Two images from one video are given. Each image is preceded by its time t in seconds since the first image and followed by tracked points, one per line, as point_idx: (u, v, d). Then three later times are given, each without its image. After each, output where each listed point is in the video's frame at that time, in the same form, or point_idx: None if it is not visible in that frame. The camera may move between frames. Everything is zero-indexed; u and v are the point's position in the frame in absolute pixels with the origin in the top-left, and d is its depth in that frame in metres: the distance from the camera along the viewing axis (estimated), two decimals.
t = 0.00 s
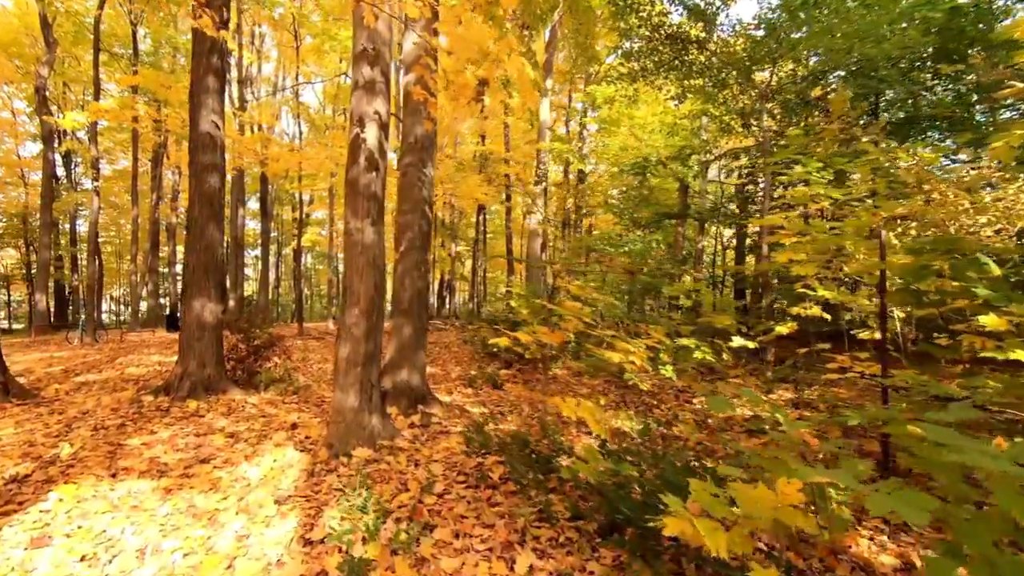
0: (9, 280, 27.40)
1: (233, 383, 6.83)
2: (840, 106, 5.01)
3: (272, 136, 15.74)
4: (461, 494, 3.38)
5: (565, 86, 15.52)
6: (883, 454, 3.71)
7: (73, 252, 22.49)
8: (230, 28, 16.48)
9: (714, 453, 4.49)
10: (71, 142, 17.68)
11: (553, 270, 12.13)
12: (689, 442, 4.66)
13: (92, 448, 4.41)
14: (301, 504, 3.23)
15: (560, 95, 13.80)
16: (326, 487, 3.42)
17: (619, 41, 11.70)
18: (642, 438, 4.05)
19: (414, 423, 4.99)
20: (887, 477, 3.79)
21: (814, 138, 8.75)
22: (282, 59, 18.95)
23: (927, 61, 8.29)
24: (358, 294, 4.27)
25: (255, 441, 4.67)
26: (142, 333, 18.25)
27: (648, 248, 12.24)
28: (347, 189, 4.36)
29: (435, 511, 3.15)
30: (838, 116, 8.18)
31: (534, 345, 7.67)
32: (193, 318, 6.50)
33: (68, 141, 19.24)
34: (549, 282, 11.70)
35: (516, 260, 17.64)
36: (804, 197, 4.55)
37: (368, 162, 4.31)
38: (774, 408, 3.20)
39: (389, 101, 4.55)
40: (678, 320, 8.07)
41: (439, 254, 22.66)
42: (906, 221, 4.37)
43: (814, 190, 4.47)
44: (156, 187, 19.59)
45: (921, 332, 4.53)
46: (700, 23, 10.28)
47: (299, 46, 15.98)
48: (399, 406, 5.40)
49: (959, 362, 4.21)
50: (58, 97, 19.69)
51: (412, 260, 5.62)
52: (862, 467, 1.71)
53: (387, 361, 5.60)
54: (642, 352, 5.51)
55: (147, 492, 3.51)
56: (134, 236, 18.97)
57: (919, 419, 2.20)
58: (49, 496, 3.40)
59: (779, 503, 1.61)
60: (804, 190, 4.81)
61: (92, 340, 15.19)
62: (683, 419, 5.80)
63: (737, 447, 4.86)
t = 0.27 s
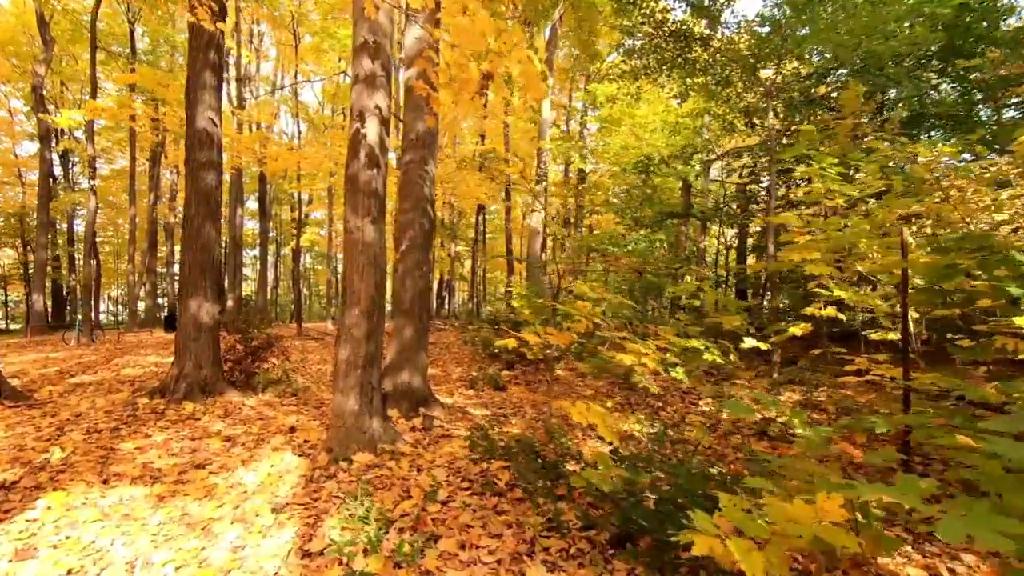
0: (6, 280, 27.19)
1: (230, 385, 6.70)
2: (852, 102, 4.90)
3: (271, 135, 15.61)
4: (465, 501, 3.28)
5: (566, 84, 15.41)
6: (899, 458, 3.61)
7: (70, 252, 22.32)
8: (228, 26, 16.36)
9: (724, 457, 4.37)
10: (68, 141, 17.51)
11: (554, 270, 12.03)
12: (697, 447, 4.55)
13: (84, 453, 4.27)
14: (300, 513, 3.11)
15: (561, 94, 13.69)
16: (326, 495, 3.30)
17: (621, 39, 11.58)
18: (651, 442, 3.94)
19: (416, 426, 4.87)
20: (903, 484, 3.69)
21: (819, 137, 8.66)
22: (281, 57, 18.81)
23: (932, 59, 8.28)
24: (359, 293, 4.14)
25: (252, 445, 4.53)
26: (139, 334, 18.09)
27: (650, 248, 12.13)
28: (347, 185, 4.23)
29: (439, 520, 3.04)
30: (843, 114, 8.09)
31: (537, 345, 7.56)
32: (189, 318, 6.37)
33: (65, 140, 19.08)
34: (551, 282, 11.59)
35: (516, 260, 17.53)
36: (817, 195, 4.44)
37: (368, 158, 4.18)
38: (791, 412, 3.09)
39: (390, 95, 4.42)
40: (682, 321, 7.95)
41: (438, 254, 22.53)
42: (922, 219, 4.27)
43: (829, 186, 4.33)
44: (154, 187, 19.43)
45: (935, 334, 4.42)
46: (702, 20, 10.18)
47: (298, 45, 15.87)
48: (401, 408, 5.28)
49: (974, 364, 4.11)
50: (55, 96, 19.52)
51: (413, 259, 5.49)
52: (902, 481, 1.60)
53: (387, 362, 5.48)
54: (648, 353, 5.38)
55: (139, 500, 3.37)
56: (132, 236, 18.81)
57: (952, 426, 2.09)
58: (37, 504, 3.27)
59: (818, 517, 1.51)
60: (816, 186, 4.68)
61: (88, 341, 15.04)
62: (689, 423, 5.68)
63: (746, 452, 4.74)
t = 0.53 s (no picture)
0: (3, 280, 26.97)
1: (227, 386, 6.56)
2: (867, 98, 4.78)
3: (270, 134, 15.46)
4: (471, 511, 3.15)
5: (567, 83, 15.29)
6: (921, 465, 3.48)
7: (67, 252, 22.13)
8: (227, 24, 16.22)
9: (738, 463, 4.23)
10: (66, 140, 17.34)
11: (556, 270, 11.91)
12: (710, 452, 4.41)
13: (75, 459, 4.12)
14: (299, 524, 2.97)
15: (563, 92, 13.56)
16: (325, 504, 3.17)
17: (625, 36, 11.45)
18: (664, 448, 3.81)
19: (418, 430, 4.73)
20: (925, 492, 3.56)
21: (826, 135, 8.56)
22: (280, 56, 18.66)
23: (939, 56, 8.17)
24: (359, 293, 4.00)
25: (249, 449, 4.39)
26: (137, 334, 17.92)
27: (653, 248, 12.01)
28: (347, 181, 4.09)
29: (444, 532, 2.90)
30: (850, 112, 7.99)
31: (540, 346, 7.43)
32: (185, 319, 6.22)
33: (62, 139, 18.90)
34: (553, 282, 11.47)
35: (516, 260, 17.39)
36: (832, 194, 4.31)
37: (370, 153, 4.04)
38: (812, 418, 2.96)
39: (392, 88, 4.28)
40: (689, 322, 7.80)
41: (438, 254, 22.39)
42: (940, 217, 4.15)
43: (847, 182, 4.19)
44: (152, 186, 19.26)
45: (954, 335, 4.29)
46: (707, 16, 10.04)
47: (297, 43, 15.73)
48: (402, 411, 5.13)
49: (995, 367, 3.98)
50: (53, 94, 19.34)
51: (415, 258, 5.35)
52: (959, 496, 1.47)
53: (389, 364, 5.34)
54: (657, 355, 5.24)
55: (131, 509, 3.23)
56: (129, 236, 18.64)
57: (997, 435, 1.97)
58: (23, 514, 3.12)
59: (871, 540, 1.37)
60: (832, 182, 4.54)
61: (85, 341, 14.86)
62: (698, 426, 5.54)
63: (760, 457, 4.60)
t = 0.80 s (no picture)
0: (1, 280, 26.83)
1: (225, 389, 6.44)
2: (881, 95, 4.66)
3: (269, 133, 15.34)
4: (478, 523, 3.05)
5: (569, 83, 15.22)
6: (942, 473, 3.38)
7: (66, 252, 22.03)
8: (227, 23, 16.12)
9: (751, 470, 4.13)
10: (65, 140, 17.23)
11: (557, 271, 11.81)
12: (720, 458, 4.31)
13: (68, 466, 4.00)
14: (299, 537, 2.86)
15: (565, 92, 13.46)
16: (327, 515, 3.05)
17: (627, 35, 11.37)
18: (675, 455, 3.72)
19: (422, 435, 4.62)
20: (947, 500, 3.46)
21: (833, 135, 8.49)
22: (280, 55, 18.57)
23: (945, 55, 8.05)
24: (361, 295, 3.88)
25: (247, 456, 4.27)
26: (135, 334, 17.78)
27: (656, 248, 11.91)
28: (349, 179, 3.97)
29: (451, 545, 2.80)
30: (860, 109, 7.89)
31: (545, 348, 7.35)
32: (182, 321, 6.10)
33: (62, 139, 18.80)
34: (555, 282, 11.38)
35: (517, 260, 17.30)
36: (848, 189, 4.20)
37: (372, 150, 3.92)
38: (832, 426, 2.86)
39: (395, 84, 4.16)
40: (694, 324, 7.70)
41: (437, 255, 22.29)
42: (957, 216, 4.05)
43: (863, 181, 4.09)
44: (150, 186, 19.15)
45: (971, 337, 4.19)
46: (712, 15, 9.96)
47: (297, 42, 15.61)
48: (405, 416, 5.01)
49: (1013, 372, 3.89)
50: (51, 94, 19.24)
51: (418, 258, 5.23)
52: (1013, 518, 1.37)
53: (391, 367, 5.22)
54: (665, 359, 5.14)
55: (124, 520, 3.12)
56: (128, 235, 18.52)
57: None
58: (12, 525, 3.01)
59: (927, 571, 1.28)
60: (845, 181, 4.44)
61: (83, 342, 14.72)
62: (707, 431, 5.44)
63: (772, 464, 4.50)
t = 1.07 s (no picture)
0: None
1: (225, 392, 6.35)
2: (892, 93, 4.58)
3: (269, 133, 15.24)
4: (487, 531, 2.96)
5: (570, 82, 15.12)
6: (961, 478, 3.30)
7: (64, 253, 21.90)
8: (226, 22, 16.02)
9: (763, 474, 4.04)
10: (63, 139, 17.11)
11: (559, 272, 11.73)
12: (731, 462, 4.24)
13: (63, 471, 3.90)
14: (302, 546, 2.77)
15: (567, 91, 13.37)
16: (330, 523, 2.96)
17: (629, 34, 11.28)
18: (686, 460, 3.64)
19: (425, 438, 4.53)
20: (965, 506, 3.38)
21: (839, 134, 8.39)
22: (279, 55, 18.48)
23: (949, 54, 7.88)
24: (364, 296, 3.79)
25: (247, 460, 4.17)
26: (133, 335, 17.66)
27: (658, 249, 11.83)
28: (352, 178, 3.88)
29: (459, 556, 2.72)
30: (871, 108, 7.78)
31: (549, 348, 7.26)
32: (181, 322, 6.01)
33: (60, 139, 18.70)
34: (556, 283, 11.30)
35: (518, 261, 17.21)
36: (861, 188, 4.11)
37: (376, 148, 3.83)
38: (852, 431, 2.78)
39: (399, 80, 4.07)
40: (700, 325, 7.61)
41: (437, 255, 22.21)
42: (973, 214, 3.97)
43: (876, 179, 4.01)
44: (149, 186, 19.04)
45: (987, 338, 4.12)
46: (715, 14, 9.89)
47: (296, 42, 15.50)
48: (408, 419, 4.93)
49: None
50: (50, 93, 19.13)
51: (420, 258, 5.14)
52: None
53: (393, 369, 5.14)
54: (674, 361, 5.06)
55: (120, 528, 3.02)
56: (126, 236, 18.41)
57: None
58: (4, 534, 2.91)
59: None
60: (857, 178, 4.36)
61: (82, 343, 14.61)
62: (716, 434, 5.36)
63: (784, 468, 4.42)
